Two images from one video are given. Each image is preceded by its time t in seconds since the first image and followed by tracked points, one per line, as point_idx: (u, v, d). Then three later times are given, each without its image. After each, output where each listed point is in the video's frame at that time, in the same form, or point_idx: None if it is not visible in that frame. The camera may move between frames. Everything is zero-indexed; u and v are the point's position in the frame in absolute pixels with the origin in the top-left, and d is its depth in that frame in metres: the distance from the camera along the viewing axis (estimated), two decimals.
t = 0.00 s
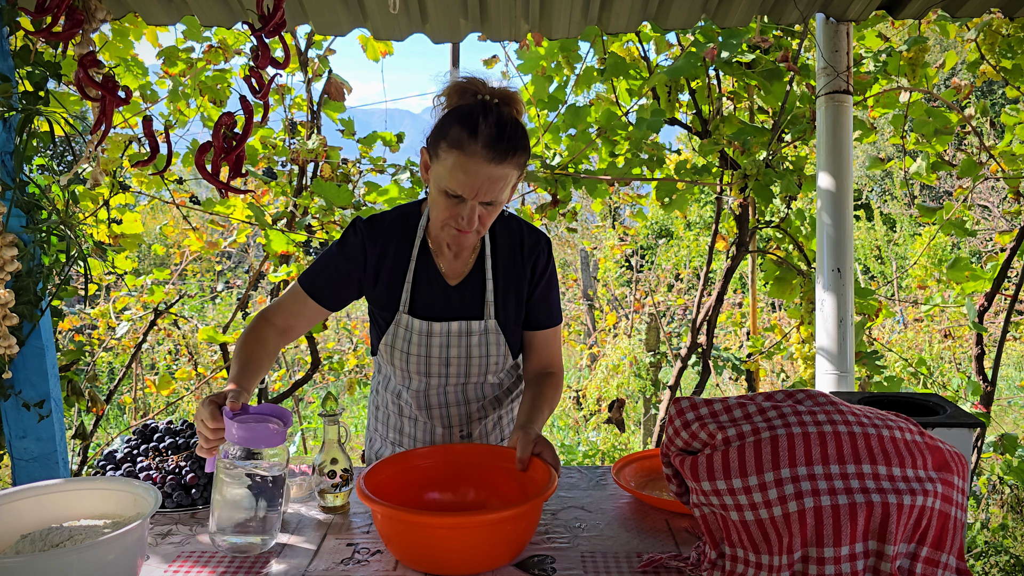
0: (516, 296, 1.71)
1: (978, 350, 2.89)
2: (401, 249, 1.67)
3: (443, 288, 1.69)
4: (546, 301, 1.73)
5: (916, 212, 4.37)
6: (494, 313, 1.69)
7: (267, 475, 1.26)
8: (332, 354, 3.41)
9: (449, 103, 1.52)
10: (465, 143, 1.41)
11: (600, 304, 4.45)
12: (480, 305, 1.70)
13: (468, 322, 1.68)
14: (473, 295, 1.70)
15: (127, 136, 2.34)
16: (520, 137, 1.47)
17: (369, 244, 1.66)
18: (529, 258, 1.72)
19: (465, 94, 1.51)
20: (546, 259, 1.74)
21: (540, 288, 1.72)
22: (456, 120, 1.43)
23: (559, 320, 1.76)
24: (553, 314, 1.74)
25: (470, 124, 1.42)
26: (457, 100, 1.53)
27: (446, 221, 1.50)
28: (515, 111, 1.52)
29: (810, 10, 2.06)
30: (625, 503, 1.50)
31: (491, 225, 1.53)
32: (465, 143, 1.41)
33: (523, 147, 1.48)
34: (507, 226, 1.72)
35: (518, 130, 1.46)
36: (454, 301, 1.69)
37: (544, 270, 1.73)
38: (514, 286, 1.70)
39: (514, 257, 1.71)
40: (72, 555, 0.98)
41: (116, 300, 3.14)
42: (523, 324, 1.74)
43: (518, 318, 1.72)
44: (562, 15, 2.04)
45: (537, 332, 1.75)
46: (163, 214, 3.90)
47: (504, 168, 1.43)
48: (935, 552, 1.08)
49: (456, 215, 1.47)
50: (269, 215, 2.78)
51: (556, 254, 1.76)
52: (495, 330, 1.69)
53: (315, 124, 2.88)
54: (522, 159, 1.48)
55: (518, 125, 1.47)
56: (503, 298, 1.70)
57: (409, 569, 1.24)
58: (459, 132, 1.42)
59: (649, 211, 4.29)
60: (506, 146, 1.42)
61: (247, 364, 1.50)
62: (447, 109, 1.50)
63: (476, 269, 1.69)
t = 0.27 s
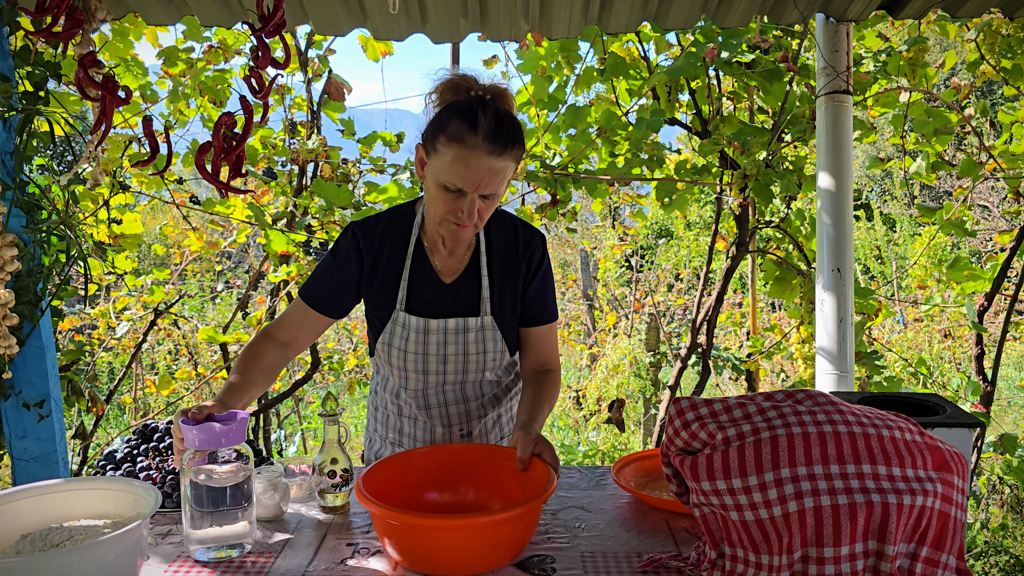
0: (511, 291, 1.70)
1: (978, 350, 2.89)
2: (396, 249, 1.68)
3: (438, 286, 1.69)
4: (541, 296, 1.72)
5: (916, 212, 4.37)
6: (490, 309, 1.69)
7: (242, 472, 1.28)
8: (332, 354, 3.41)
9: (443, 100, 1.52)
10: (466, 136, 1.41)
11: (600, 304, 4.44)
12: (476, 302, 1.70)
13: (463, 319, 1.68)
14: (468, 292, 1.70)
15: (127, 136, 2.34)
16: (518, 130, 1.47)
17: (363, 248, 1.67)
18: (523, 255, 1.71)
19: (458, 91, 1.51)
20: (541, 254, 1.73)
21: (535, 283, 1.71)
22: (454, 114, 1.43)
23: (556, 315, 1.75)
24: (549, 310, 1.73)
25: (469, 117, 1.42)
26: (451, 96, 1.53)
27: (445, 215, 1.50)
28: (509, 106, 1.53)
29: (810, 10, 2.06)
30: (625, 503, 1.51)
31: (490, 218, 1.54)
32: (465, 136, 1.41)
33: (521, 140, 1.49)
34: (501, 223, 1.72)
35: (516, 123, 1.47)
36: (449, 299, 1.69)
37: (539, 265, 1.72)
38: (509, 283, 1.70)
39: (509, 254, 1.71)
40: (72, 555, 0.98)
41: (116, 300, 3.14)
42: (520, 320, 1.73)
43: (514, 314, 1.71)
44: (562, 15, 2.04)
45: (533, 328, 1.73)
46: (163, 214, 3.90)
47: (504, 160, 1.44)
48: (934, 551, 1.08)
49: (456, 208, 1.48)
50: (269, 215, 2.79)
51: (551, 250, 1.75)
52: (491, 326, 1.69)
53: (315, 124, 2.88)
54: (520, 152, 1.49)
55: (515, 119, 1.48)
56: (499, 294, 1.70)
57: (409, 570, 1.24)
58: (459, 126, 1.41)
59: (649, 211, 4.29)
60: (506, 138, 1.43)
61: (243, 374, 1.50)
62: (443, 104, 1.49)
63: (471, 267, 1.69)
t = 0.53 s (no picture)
0: (515, 291, 1.70)
1: (978, 350, 2.89)
2: (402, 243, 1.68)
3: (443, 282, 1.69)
4: (543, 297, 1.71)
5: (916, 212, 4.37)
6: (494, 308, 1.69)
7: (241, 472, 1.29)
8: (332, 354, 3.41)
9: (454, 98, 1.52)
10: (477, 131, 1.41)
11: (600, 304, 4.44)
12: (480, 299, 1.70)
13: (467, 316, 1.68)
14: (472, 289, 1.70)
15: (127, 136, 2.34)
16: (529, 128, 1.48)
17: (372, 241, 1.68)
18: (528, 255, 1.71)
19: (469, 89, 1.51)
20: (546, 256, 1.73)
21: (538, 284, 1.71)
22: (466, 109, 1.43)
23: (559, 317, 1.74)
24: (552, 312, 1.72)
25: (480, 113, 1.42)
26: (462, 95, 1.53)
27: (454, 211, 1.49)
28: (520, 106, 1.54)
29: (810, 10, 2.06)
30: (625, 503, 1.50)
31: (499, 216, 1.53)
32: (476, 132, 1.41)
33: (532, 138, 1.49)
34: (508, 222, 1.72)
35: (526, 121, 1.48)
36: (453, 295, 1.69)
37: (543, 267, 1.72)
38: (513, 282, 1.69)
39: (515, 254, 1.70)
40: (72, 555, 0.98)
41: (116, 300, 3.14)
42: (522, 319, 1.72)
43: (516, 314, 1.71)
44: (561, 15, 2.04)
45: (535, 330, 1.72)
46: (163, 214, 3.90)
47: (514, 156, 1.44)
48: (935, 552, 1.08)
49: (466, 204, 1.47)
50: (269, 215, 2.79)
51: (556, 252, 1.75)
52: (495, 325, 1.69)
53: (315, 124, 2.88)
54: (530, 150, 1.49)
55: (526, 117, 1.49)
56: (503, 293, 1.69)
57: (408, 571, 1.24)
58: (470, 121, 1.42)
59: (649, 211, 4.29)
60: (517, 135, 1.43)
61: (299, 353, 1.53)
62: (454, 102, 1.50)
63: (477, 264, 1.69)
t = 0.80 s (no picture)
0: (528, 296, 1.71)
1: (978, 350, 2.89)
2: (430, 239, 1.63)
3: (463, 285, 1.68)
4: (558, 303, 1.72)
5: (916, 212, 4.37)
6: (509, 313, 1.70)
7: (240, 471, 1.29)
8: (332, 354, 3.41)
9: (476, 102, 1.52)
10: (497, 132, 1.41)
11: (600, 304, 4.45)
12: (495, 303, 1.70)
13: (482, 320, 1.68)
14: (489, 293, 1.70)
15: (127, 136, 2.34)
16: (548, 130, 1.47)
17: (407, 233, 1.61)
18: (546, 260, 1.71)
19: (491, 93, 1.51)
20: (563, 263, 1.73)
21: (553, 291, 1.71)
22: (487, 111, 1.43)
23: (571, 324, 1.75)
24: (565, 318, 1.73)
25: (501, 114, 1.42)
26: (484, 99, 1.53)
27: (474, 212, 1.49)
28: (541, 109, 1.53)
29: (810, 10, 2.05)
30: (625, 503, 1.50)
31: (518, 218, 1.53)
32: (497, 133, 1.41)
33: (551, 141, 1.49)
34: (527, 227, 1.72)
35: (546, 123, 1.47)
36: (471, 298, 1.69)
37: (559, 274, 1.72)
38: (528, 286, 1.70)
39: (531, 259, 1.70)
40: (72, 555, 0.98)
41: (116, 300, 3.13)
42: (535, 325, 1.74)
43: (529, 318, 1.72)
44: (561, 15, 2.04)
45: (548, 333, 1.73)
46: (163, 214, 3.90)
47: (534, 157, 1.43)
48: (935, 551, 1.08)
49: (487, 206, 1.46)
50: (269, 215, 2.79)
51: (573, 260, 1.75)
52: (508, 329, 1.69)
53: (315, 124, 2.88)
54: (549, 152, 1.49)
55: (546, 120, 1.48)
56: (518, 297, 1.70)
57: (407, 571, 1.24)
58: (491, 122, 1.41)
59: (649, 211, 4.29)
60: (536, 136, 1.43)
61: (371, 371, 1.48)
62: (476, 105, 1.50)
63: (495, 268, 1.69)
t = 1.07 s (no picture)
0: (548, 297, 1.71)
1: (978, 350, 2.89)
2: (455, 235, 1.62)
3: (485, 283, 1.68)
4: (575, 305, 1.72)
5: (916, 212, 4.37)
6: (529, 313, 1.70)
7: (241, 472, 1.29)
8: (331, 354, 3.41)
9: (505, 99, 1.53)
10: (523, 129, 1.41)
11: (600, 304, 4.45)
12: (515, 302, 1.70)
13: (503, 319, 1.67)
14: (510, 292, 1.69)
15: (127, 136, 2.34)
16: (575, 130, 1.47)
17: (433, 229, 1.60)
18: (567, 262, 1.70)
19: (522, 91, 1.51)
20: (584, 266, 1.73)
21: (573, 293, 1.71)
22: (514, 107, 1.43)
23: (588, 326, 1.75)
24: (582, 320, 1.73)
25: (528, 111, 1.42)
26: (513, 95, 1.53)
27: (496, 208, 1.49)
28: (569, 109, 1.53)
29: (810, 10, 2.05)
30: (625, 503, 1.51)
31: (540, 217, 1.53)
32: (523, 129, 1.41)
33: (578, 141, 1.49)
34: (551, 228, 1.71)
35: (574, 123, 1.47)
36: (492, 297, 1.69)
37: (580, 276, 1.72)
38: (548, 286, 1.70)
39: (553, 260, 1.70)
40: (72, 555, 0.98)
41: (116, 300, 3.14)
42: (553, 326, 1.74)
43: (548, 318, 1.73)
44: (562, 15, 2.04)
45: (567, 335, 1.73)
46: (163, 214, 3.90)
47: (558, 156, 1.43)
48: (935, 551, 1.08)
49: (510, 201, 1.46)
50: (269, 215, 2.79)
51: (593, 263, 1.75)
52: (528, 329, 1.69)
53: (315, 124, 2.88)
54: (575, 151, 1.49)
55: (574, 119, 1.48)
56: (537, 297, 1.70)
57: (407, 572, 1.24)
58: (517, 118, 1.42)
59: (648, 211, 4.29)
60: (562, 134, 1.43)
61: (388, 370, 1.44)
62: (505, 100, 1.50)
63: (517, 267, 1.69)
